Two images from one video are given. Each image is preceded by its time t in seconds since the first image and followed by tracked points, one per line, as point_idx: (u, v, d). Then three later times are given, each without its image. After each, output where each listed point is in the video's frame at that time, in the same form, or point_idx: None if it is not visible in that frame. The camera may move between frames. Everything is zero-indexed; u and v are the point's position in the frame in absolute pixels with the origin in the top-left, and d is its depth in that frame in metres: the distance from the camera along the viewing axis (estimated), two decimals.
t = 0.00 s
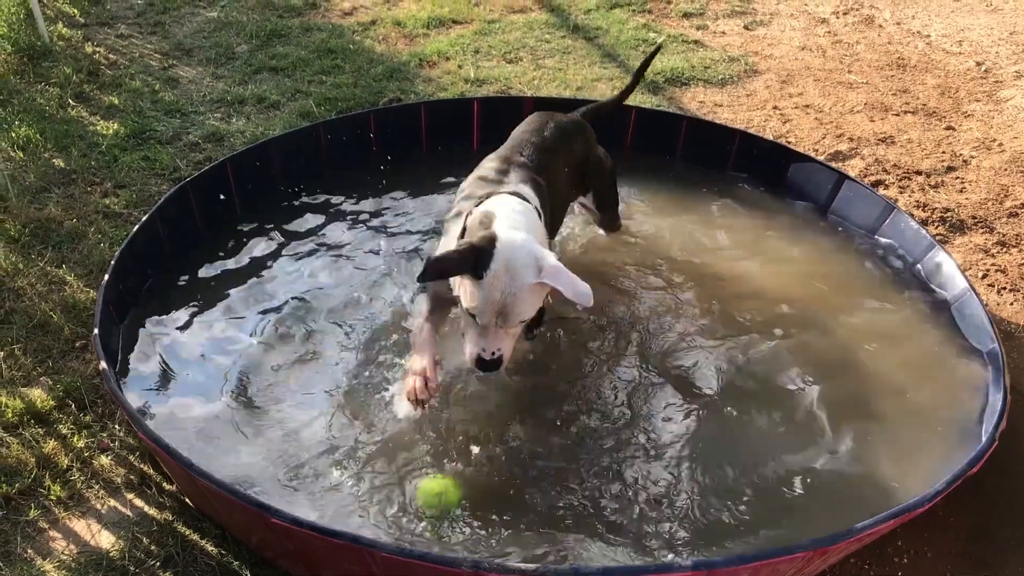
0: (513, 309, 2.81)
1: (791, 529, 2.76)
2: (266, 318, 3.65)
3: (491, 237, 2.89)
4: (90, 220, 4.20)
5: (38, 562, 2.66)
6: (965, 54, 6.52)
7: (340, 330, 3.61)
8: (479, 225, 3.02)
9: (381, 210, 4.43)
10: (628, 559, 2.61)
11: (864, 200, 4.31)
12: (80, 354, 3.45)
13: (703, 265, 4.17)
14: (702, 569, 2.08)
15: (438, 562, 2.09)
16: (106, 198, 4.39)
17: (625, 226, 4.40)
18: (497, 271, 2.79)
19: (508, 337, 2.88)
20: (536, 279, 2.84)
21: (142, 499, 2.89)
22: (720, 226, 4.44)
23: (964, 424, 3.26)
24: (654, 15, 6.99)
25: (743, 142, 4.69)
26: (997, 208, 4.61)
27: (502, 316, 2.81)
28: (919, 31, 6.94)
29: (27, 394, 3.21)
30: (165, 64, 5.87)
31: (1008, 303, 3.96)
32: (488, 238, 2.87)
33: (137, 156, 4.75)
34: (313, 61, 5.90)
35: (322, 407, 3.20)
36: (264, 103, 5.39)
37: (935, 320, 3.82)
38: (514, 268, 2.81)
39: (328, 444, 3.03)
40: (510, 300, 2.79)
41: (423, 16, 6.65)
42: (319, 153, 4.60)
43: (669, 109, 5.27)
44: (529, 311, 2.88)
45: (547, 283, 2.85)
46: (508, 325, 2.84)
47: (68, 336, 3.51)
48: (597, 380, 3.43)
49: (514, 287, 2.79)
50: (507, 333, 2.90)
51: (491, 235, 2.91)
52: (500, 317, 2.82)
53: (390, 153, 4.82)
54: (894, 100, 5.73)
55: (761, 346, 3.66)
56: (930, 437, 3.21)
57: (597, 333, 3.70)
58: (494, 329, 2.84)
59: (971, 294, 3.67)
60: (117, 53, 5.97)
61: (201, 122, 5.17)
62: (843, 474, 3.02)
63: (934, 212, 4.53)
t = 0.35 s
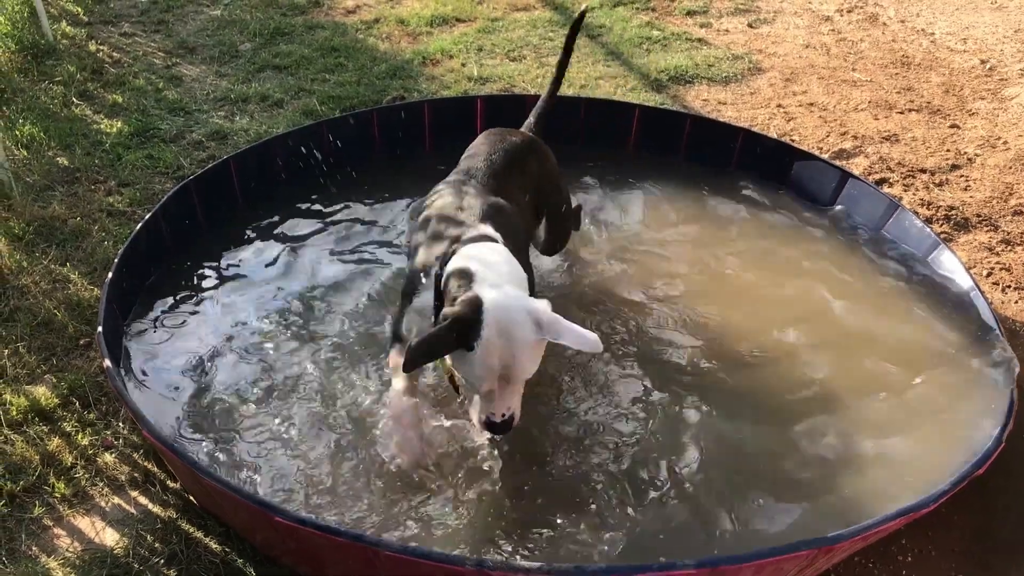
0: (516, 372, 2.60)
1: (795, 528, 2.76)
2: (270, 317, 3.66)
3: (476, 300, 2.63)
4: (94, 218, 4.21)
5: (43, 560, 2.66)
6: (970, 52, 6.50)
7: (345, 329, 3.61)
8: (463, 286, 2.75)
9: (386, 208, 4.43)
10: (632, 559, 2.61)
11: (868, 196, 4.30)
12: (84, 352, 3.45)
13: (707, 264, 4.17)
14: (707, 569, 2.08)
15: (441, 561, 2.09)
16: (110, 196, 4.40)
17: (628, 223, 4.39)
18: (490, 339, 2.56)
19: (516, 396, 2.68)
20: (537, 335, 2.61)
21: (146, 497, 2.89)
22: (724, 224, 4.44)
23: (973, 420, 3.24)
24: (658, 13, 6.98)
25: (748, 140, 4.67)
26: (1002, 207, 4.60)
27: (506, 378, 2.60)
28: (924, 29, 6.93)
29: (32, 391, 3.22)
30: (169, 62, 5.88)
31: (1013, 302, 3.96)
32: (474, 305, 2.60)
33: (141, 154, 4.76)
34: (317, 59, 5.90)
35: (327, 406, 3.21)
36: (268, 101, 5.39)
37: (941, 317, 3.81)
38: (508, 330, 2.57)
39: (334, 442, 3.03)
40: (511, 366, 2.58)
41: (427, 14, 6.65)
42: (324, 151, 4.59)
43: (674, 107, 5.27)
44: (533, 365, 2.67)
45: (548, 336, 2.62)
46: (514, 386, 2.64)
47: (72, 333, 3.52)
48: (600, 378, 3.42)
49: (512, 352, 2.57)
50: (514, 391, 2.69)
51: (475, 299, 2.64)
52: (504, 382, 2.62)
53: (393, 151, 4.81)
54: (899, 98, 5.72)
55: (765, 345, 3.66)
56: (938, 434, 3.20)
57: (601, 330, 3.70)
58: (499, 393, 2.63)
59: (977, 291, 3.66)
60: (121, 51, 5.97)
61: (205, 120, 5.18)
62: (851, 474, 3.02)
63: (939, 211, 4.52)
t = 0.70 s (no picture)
0: (489, 345, 2.67)
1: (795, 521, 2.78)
2: (270, 310, 3.67)
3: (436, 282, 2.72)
4: (94, 212, 4.21)
5: (44, 551, 2.67)
6: (971, 46, 6.49)
7: (345, 322, 3.62)
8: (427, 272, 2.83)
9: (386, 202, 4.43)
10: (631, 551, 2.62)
11: (868, 189, 4.30)
12: (85, 345, 3.45)
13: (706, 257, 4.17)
14: (705, 561, 2.09)
15: (440, 554, 2.09)
16: (110, 190, 4.40)
17: (628, 217, 4.39)
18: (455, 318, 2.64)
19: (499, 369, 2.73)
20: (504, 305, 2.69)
21: (146, 489, 2.90)
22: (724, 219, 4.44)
23: (973, 411, 3.26)
24: (658, 6, 6.97)
25: (747, 134, 4.66)
26: (1002, 199, 4.60)
27: (482, 353, 2.68)
28: (924, 22, 6.91)
29: (32, 384, 3.22)
30: (169, 56, 5.87)
31: (1013, 295, 3.96)
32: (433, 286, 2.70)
33: (141, 148, 4.76)
34: (317, 53, 5.89)
35: (327, 400, 3.21)
36: (268, 96, 5.39)
37: (941, 309, 3.82)
38: (472, 305, 2.65)
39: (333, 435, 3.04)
40: (483, 340, 2.66)
41: (427, 9, 6.64)
42: (322, 146, 4.58)
43: (674, 100, 5.26)
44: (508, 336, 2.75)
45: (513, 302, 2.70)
46: (492, 361, 2.70)
47: (72, 327, 3.52)
48: (600, 371, 3.43)
49: (480, 326, 2.65)
50: (498, 366, 2.75)
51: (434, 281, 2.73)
52: (481, 357, 2.68)
53: (392, 145, 4.80)
54: (899, 91, 5.71)
55: (764, 337, 3.67)
56: (939, 425, 3.21)
57: (601, 323, 3.70)
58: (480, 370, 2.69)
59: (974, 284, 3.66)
60: (121, 46, 5.97)
61: (205, 114, 5.17)
62: (851, 465, 3.03)
63: (939, 204, 4.52)
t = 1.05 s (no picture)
0: (490, 312, 2.81)
1: (787, 505, 2.81)
2: (273, 297, 3.70)
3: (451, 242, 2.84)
4: (98, 200, 4.25)
5: (47, 531, 2.71)
6: (972, 39, 6.51)
7: (346, 309, 3.66)
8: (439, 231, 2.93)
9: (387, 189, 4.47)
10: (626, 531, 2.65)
11: (862, 180, 4.33)
12: (88, 330, 3.49)
13: (705, 247, 4.19)
14: (697, 538, 2.12)
15: (437, 529, 2.13)
16: (113, 178, 4.44)
17: (628, 206, 4.41)
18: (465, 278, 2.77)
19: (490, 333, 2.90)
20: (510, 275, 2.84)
21: (148, 471, 2.94)
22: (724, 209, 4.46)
23: (968, 395, 3.31)
24: None
25: (746, 125, 4.70)
26: (1001, 191, 4.62)
27: (480, 318, 2.82)
28: (926, 16, 6.92)
29: (36, 368, 3.26)
30: (173, 47, 5.91)
31: (1009, 285, 3.98)
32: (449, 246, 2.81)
33: (144, 137, 4.79)
34: (319, 45, 5.92)
35: (327, 384, 3.24)
36: (271, 86, 5.42)
37: (937, 295, 3.86)
38: (484, 271, 2.78)
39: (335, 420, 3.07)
40: (483, 304, 2.79)
41: (429, 1, 6.67)
42: (323, 135, 4.61)
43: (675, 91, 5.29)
44: (506, 307, 2.89)
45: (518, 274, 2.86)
46: (489, 324, 2.85)
47: (76, 312, 3.56)
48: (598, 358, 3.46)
49: (484, 290, 2.78)
50: (488, 333, 2.91)
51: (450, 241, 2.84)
52: (479, 319, 2.82)
53: (394, 135, 4.84)
54: (899, 84, 5.73)
55: (761, 324, 3.70)
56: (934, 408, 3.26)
57: (600, 310, 3.73)
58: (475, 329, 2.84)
59: (969, 273, 3.69)
60: (125, 36, 6.00)
61: (208, 104, 5.21)
62: (847, 448, 3.08)
63: (937, 195, 4.55)
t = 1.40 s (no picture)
0: (530, 278, 2.85)
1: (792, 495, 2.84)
2: (284, 291, 3.76)
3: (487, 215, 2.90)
4: (110, 194, 4.29)
5: (61, 517, 2.75)
6: (981, 38, 6.51)
7: (355, 303, 3.70)
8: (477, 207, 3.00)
9: (398, 185, 4.52)
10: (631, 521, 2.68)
11: (870, 175, 4.37)
12: (101, 321, 3.53)
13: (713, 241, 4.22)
14: (700, 525, 2.15)
15: (445, 515, 2.17)
16: (125, 172, 4.48)
17: (635, 202, 4.44)
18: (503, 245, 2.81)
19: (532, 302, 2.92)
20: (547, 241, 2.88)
21: (160, 460, 2.98)
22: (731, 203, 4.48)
23: (971, 387, 3.35)
24: None
25: (755, 121, 4.76)
26: (1007, 189, 4.63)
27: (522, 286, 2.85)
28: (935, 15, 6.92)
29: (50, 358, 3.31)
30: (185, 43, 5.95)
31: (1015, 281, 4.00)
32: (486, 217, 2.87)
33: (156, 132, 4.84)
34: (330, 41, 5.96)
35: (337, 377, 3.28)
36: (282, 82, 5.47)
37: (941, 289, 3.89)
38: (520, 238, 2.82)
39: (344, 412, 3.11)
40: (524, 270, 2.82)
41: None
42: (334, 129, 4.65)
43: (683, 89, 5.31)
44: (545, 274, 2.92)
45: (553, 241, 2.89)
46: (530, 291, 2.88)
47: (88, 304, 3.60)
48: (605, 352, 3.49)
49: (524, 256, 2.81)
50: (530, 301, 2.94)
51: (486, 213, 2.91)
52: (520, 287, 2.85)
53: (404, 130, 4.88)
54: (907, 83, 5.74)
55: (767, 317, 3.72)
56: (937, 401, 3.30)
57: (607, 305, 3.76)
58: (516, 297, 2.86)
59: (974, 269, 3.71)
60: (137, 32, 6.05)
61: (220, 100, 5.25)
62: (852, 439, 3.12)
63: (944, 193, 4.56)
